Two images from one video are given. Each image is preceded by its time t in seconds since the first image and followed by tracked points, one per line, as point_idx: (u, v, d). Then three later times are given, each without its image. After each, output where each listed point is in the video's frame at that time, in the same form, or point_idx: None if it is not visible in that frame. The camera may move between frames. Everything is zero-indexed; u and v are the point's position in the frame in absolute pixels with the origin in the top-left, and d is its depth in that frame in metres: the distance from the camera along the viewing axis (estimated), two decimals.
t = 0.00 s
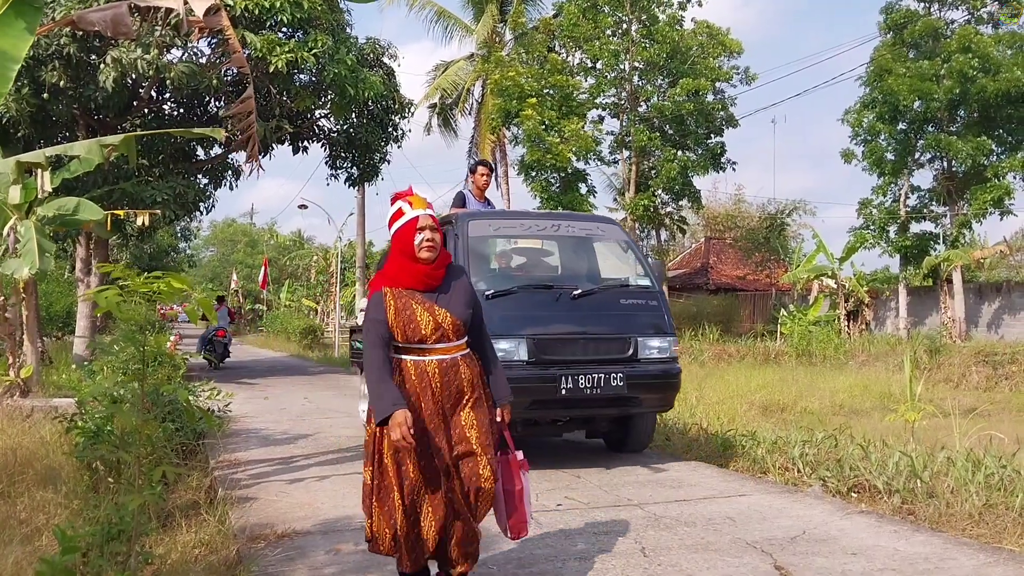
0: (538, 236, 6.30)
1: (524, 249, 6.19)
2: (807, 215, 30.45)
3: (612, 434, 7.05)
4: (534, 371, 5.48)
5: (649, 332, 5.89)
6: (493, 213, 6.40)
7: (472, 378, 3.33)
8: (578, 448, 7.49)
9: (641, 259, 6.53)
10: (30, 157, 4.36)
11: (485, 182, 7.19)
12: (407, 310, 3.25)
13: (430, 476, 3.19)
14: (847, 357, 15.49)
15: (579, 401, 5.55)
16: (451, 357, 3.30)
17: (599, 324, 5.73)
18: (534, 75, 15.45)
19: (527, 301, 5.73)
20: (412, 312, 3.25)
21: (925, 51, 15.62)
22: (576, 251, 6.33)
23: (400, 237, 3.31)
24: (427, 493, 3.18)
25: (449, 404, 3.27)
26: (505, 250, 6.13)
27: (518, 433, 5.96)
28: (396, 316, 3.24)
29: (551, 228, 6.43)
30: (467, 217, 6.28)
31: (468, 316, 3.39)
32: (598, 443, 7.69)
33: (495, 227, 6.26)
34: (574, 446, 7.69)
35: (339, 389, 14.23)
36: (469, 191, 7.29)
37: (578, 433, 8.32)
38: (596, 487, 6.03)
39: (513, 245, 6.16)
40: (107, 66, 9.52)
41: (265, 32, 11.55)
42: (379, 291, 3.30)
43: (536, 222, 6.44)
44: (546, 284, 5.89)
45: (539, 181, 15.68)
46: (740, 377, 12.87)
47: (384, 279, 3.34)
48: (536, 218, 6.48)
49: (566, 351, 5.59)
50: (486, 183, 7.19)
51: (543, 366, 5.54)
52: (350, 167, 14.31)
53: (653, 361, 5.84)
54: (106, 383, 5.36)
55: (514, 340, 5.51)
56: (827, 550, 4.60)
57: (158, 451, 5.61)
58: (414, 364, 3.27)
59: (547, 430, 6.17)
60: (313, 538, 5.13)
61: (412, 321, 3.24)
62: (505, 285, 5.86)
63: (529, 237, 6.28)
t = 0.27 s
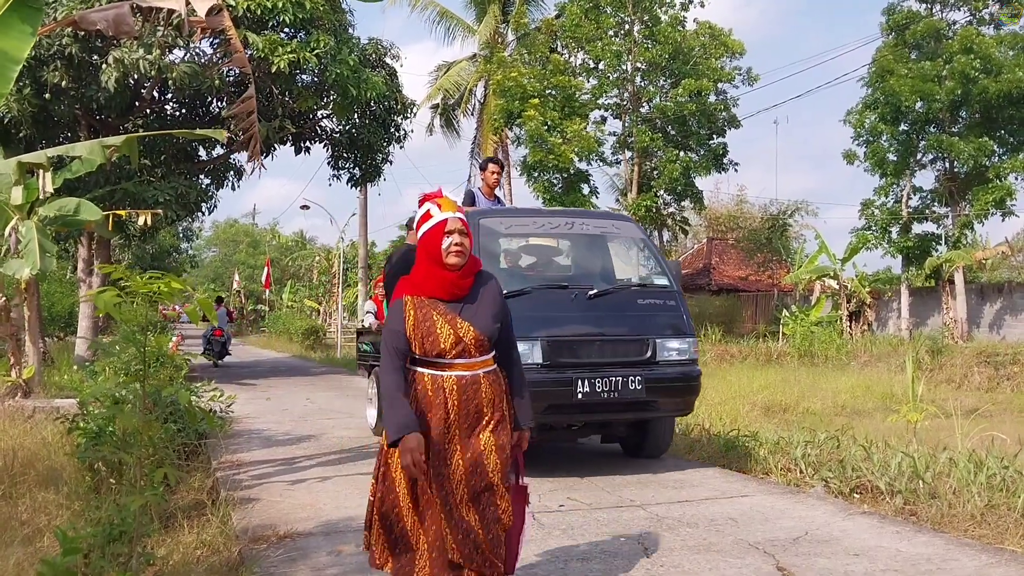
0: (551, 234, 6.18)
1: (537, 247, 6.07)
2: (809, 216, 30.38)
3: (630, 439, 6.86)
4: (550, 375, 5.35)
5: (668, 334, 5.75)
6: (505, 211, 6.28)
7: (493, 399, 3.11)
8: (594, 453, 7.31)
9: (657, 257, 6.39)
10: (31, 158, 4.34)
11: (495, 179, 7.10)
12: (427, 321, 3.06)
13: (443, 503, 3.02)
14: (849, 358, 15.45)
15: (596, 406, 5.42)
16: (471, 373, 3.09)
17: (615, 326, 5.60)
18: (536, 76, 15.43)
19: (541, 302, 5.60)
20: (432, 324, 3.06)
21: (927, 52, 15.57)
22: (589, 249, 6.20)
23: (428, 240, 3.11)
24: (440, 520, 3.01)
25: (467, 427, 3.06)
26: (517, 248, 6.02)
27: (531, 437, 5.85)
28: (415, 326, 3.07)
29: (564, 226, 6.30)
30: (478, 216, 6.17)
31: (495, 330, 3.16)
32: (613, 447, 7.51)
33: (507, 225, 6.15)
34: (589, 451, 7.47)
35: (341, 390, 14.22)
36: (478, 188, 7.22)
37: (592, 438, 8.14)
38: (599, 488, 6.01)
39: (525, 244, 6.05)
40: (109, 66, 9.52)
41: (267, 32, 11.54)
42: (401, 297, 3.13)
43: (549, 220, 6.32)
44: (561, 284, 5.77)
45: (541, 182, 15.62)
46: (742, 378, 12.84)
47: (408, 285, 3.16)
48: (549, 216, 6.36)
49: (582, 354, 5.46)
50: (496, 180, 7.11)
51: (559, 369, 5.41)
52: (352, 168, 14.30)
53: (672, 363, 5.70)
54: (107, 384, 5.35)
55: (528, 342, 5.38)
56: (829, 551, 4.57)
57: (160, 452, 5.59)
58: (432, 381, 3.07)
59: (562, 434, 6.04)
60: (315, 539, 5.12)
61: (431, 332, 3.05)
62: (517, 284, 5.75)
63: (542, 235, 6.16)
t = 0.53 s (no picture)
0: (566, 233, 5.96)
1: (551, 246, 5.86)
2: (811, 217, 30.31)
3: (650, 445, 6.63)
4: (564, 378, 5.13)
5: (691, 335, 5.51)
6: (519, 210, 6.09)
7: (527, 401, 3.01)
8: (610, 459, 7.09)
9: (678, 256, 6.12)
10: (32, 159, 4.31)
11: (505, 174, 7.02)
12: (459, 311, 2.97)
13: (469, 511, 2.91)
14: (851, 359, 15.41)
15: (615, 410, 5.19)
16: (504, 372, 2.99)
17: (636, 326, 5.37)
18: (539, 76, 15.38)
19: (556, 302, 5.39)
20: (465, 319, 2.95)
21: (930, 53, 15.52)
22: (605, 247, 5.96)
23: (470, 228, 3.04)
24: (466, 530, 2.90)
25: (498, 432, 2.97)
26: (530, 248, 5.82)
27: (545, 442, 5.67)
28: (446, 320, 2.97)
29: (582, 223, 6.09)
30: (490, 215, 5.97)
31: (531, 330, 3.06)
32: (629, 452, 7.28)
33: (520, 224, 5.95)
34: (606, 457, 7.23)
35: (342, 391, 14.20)
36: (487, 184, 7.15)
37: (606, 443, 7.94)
38: (601, 490, 5.98)
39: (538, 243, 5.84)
40: (111, 66, 9.51)
41: (270, 32, 11.53)
42: (434, 288, 3.05)
43: (564, 218, 6.10)
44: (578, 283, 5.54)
45: (544, 182, 15.53)
46: (743, 379, 12.81)
47: (443, 275, 3.08)
48: (564, 214, 6.14)
49: (601, 356, 5.24)
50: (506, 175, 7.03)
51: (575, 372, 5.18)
52: (354, 168, 14.27)
53: (694, 367, 5.45)
54: (109, 386, 5.33)
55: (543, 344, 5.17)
56: (831, 553, 4.53)
57: (162, 453, 5.57)
58: (462, 380, 2.96)
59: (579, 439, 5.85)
60: (317, 541, 5.10)
61: (464, 326, 2.95)
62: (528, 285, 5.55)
63: (556, 234, 5.95)
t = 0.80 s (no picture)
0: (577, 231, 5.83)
1: (562, 245, 5.73)
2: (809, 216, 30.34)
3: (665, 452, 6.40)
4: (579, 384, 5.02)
5: (708, 339, 5.41)
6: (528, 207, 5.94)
7: (546, 416, 2.79)
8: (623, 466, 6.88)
9: (692, 253, 6.02)
10: (28, 160, 4.31)
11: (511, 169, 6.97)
12: (476, 319, 2.76)
13: (470, 534, 2.65)
14: (849, 359, 15.45)
15: (632, 417, 5.08)
16: (525, 385, 2.77)
17: (652, 330, 5.27)
18: (536, 76, 15.38)
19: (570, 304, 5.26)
20: (482, 326, 2.75)
21: (926, 54, 15.54)
22: (618, 245, 5.85)
23: (488, 228, 2.82)
24: (465, 554, 2.64)
25: (516, 444, 2.74)
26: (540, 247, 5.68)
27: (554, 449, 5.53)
28: (462, 326, 2.77)
29: (594, 220, 5.97)
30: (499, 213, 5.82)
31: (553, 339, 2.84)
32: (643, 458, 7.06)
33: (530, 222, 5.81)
34: (620, 461, 7.08)
35: (340, 391, 14.21)
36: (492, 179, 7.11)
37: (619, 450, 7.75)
38: (598, 491, 5.99)
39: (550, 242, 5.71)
40: (108, 67, 9.51)
41: (267, 32, 11.52)
42: (448, 290, 2.84)
43: (575, 215, 5.96)
44: (591, 283, 5.44)
45: (542, 182, 15.47)
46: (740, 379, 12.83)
47: (458, 276, 2.86)
48: (576, 211, 6.00)
49: (616, 361, 5.13)
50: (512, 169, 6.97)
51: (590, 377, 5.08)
52: (352, 168, 14.26)
53: (712, 370, 5.36)
54: (105, 387, 5.33)
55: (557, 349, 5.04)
56: (828, 554, 4.54)
57: (159, 454, 5.56)
58: (479, 392, 2.76)
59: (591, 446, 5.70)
60: (314, 543, 5.12)
61: (481, 335, 2.74)
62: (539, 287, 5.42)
63: (568, 232, 5.82)
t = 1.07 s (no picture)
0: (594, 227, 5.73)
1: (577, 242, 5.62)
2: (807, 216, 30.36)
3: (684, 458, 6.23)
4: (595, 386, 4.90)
5: (731, 341, 5.28)
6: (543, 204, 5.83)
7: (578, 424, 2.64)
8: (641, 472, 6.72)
9: (713, 251, 5.89)
10: (26, 160, 4.30)
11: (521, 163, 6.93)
12: (497, 325, 2.56)
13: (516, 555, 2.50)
14: (847, 358, 15.46)
15: (651, 423, 4.96)
16: (555, 395, 2.60)
17: (672, 332, 5.16)
18: (535, 75, 15.34)
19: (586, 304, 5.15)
20: (509, 333, 2.55)
21: (924, 53, 15.55)
22: (634, 241, 5.74)
23: (493, 228, 2.68)
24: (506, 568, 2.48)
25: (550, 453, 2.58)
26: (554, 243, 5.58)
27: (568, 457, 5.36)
28: (486, 336, 2.56)
29: (611, 217, 5.86)
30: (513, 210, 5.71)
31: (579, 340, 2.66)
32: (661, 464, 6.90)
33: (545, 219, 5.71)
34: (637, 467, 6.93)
35: (338, 391, 14.20)
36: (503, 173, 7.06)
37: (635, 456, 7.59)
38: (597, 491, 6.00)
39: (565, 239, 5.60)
40: (107, 66, 9.51)
41: (265, 32, 11.51)
42: (462, 302, 2.64)
43: (592, 211, 5.86)
44: (608, 283, 5.33)
45: (539, 181, 15.44)
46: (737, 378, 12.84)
47: (469, 286, 2.68)
48: (592, 207, 5.90)
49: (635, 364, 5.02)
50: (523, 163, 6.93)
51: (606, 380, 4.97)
52: (350, 167, 14.25)
53: (735, 374, 5.24)
54: (104, 387, 5.33)
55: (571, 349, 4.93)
56: (826, 553, 4.54)
57: (157, 454, 5.56)
58: (511, 405, 2.56)
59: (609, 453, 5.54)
60: (313, 543, 5.13)
61: (508, 342, 2.55)
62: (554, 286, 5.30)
63: (584, 228, 5.71)
